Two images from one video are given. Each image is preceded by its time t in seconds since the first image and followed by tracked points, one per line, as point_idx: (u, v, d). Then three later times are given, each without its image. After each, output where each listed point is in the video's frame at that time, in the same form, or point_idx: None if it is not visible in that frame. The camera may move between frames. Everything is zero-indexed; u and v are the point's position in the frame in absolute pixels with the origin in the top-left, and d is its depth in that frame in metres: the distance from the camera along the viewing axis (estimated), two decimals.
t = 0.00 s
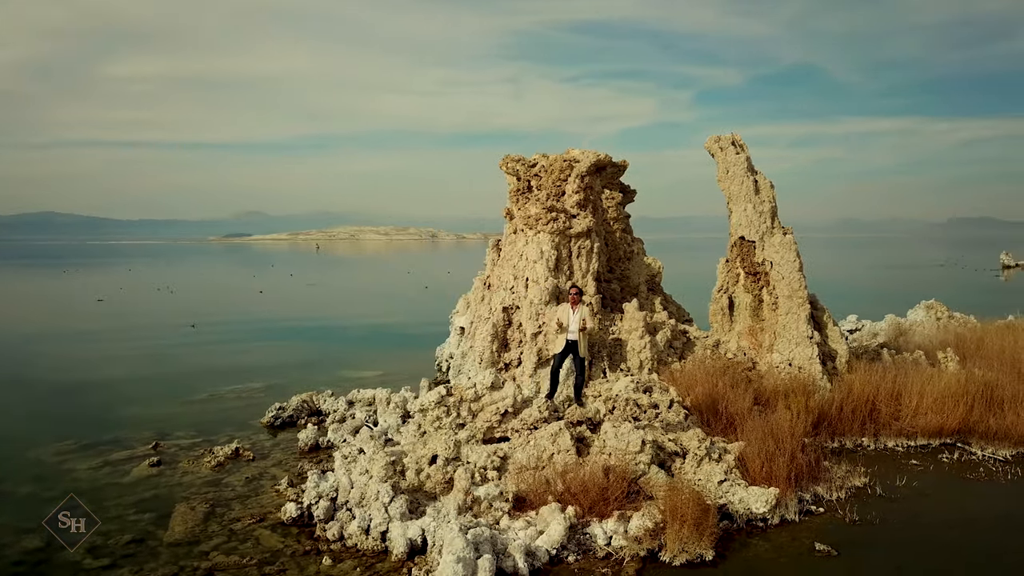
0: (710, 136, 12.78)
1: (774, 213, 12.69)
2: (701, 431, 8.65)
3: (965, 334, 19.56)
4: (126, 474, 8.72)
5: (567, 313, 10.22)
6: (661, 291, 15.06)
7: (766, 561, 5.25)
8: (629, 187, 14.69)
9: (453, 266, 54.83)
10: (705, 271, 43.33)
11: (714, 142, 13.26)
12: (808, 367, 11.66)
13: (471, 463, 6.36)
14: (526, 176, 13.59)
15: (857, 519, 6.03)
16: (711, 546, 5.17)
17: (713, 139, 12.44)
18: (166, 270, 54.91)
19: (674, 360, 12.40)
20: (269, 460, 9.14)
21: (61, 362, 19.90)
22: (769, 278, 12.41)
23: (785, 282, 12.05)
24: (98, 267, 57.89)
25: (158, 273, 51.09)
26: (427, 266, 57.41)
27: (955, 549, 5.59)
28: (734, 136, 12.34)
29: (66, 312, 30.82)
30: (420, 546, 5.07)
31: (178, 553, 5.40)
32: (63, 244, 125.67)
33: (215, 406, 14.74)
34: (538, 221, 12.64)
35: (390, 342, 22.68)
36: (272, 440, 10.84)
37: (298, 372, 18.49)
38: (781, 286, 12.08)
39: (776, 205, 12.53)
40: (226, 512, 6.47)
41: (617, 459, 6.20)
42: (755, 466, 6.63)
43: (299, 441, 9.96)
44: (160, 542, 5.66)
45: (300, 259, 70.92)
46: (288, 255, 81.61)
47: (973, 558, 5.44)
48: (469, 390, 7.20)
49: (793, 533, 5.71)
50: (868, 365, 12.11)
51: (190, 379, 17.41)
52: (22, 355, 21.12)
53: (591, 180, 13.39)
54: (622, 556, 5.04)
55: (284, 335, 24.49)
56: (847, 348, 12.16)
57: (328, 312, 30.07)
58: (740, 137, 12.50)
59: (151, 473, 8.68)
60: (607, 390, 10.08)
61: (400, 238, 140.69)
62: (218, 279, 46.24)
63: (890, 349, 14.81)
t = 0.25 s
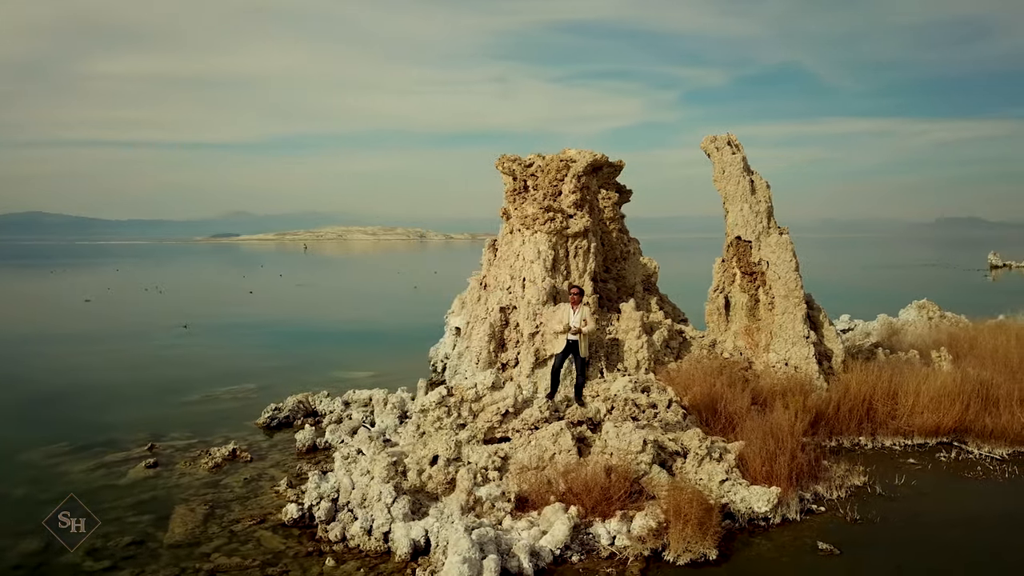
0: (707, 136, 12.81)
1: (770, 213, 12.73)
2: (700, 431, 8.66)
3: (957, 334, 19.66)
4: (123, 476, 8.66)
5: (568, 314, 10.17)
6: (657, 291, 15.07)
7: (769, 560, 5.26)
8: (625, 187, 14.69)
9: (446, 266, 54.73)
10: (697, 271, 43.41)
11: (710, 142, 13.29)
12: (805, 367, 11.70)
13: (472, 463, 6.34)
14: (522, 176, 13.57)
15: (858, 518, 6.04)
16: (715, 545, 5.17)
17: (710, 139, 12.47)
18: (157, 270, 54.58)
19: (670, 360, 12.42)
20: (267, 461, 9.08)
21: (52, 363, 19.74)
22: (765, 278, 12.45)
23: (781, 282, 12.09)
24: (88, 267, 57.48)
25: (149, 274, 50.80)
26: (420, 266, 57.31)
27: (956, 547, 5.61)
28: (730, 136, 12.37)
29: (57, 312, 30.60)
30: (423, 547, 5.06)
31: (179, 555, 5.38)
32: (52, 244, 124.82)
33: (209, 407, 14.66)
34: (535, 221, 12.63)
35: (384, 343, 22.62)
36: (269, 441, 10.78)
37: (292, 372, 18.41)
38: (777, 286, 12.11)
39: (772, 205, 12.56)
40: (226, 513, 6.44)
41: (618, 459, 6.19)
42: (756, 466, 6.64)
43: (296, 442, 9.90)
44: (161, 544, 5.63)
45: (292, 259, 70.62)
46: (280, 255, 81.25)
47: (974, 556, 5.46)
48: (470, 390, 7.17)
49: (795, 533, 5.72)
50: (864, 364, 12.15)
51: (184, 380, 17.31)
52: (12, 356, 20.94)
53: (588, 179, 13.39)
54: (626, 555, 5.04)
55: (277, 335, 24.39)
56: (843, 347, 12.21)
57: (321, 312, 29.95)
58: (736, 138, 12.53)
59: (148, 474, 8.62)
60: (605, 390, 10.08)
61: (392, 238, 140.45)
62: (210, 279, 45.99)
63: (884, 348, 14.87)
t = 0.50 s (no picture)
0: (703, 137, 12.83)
1: (766, 213, 12.76)
2: (698, 431, 8.66)
3: (950, 334, 19.76)
4: (119, 478, 8.58)
5: (567, 316, 10.00)
6: (652, 291, 15.09)
7: (773, 558, 5.26)
8: (621, 187, 14.69)
9: (439, 266, 54.63)
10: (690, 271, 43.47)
11: (705, 142, 13.32)
12: (801, 367, 11.72)
13: (473, 464, 6.33)
14: (518, 176, 13.56)
15: (859, 517, 6.06)
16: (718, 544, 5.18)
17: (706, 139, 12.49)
18: (148, 270, 54.24)
19: (667, 360, 12.45)
20: (264, 463, 9.03)
21: (44, 365, 19.59)
22: (761, 278, 12.49)
23: (777, 282, 12.11)
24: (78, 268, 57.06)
25: (140, 274, 50.50)
26: (412, 267, 57.21)
27: (957, 545, 5.64)
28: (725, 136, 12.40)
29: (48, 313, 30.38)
30: (427, 547, 5.05)
31: (180, 558, 5.35)
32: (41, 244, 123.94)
33: (204, 408, 14.58)
34: (532, 221, 12.63)
35: (378, 343, 22.55)
36: (265, 442, 10.71)
37: (286, 373, 18.33)
38: (773, 286, 12.14)
39: (768, 205, 12.60)
40: (226, 515, 6.40)
41: (619, 459, 6.19)
42: (756, 465, 6.66)
43: (293, 444, 9.85)
44: (160, 546, 5.60)
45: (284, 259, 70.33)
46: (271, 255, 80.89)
47: (976, 555, 5.49)
48: (471, 390, 7.14)
49: (797, 532, 5.73)
50: (859, 364, 12.20)
51: (177, 381, 17.20)
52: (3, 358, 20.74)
53: (584, 179, 13.38)
54: (630, 555, 5.05)
55: (271, 336, 24.28)
56: (838, 347, 12.25)
57: (314, 313, 29.84)
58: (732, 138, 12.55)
59: (145, 476, 8.56)
60: (603, 390, 10.06)
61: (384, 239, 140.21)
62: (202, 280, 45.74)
63: (879, 348, 14.94)
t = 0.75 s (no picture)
0: (698, 137, 12.85)
1: (762, 214, 12.80)
2: (696, 431, 8.67)
3: (943, 334, 19.86)
4: (115, 480, 8.52)
5: (568, 316, 9.86)
6: (648, 292, 15.11)
7: (777, 558, 5.26)
8: (617, 188, 14.69)
9: (433, 266, 54.53)
10: (684, 271, 43.55)
11: (701, 143, 13.34)
12: (797, 367, 11.76)
13: (474, 464, 6.33)
14: (514, 176, 13.55)
15: (860, 517, 6.08)
16: (721, 545, 5.19)
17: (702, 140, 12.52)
18: (140, 271, 53.95)
19: (663, 360, 12.47)
20: (262, 464, 8.98)
21: (35, 366, 19.43)
22: (757, 278, 12.52)
23: (773, 282, 12.14)
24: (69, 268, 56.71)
25: (130, 275, 50.19)
26: (405, 267, 57.11)
27: (958, 544, 5.67)
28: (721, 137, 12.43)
29: (38, 314, 30.15)
30: (430, 549, 5.04)
31: (180, 560, 5.33)
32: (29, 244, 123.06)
33: (199, 410, 14.50)
34: (529, 221, 12.62)
35: (372, 343, 22.50)
36: (261, 444, 10.66)
37: (280, 373, 18.26)
38: (769, 286, 12.17)
39: (764, 206, 12.63)
40: (226, 517, 6.37)
41: (621, 460, 6.18)
42: (756, 465, 6.68)
43: (290, 445, 9.80)
44: (161, 549, 5.57)
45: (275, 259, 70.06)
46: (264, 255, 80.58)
47: (977, 553, 5.52)
48: (471, 391, 7.12)
49: (799, 531, 5.74)
50: (855, 364, 12.25)
51: (171, 383, 17.10)
52: None
53: (580, 180, 13.38)
54: (633, 556, 5.05)
55: (264, 336, 24.19)
56: (834, 347, 12.29)
57: (307, 313, 29.74)
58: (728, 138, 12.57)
59: (141, 478, 8.50)
60: (602, 390, 10.05)
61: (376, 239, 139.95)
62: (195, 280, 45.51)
63: (873, 347, 15.02)
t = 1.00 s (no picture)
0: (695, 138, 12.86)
1: (759, 214, 12.82)
2: (696, 432, 8.67)
3: (937, 334, 19.96)
4: (113, 483, 8.46)
5: (569, 317, 9.82)
6: (645, 292, 15.12)
7: (781, 558, 5.27)
8: (614, 188, 14.69)
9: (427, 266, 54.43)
10: (678, 271, 43.60)
11: (698, 143, 13.35)
12: (795, 367, 11.79)
13: (477, 466, 6.32)
14: (511, 176, 13.54)
15: (862, 517, 6.10)
16: (726, 545, 5.20)
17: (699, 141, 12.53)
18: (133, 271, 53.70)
19: (661, 361, 12.49)
20: (261, 466, 8.95)
21: (27, 367, 19.28)
22: (755, 279, 12.54)
23: (771, 282, 12.16)
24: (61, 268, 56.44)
25: (122, 275, 49.94)
26: (398, 267, 57.03)
27: (959, 543, 5.70)
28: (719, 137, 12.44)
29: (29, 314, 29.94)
30: (435, 551, 5.03)
31: (182, 563, 5.32)
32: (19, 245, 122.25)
33: (195, 411, 14.44)
34: (527, 221, 12.62)
35: (367, 344, 22.45)
36: (259, 445, 10.61)
37: (276, 374, 18.20)
38: (766, 287, 12.19)
39: (761, 206, 12.65)
40: (227, 519, 6.34)
41: (624, 461, 6.18)
42: (758, 465, 6.70)
43: (288, 447, 9.75)
44: (162, 552, 5.56)
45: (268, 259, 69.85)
46: (254, 255, 80.20)
47: (978, 552, 5.55)
48: (473, 392, 7.10)
49: (802, 531, 5.76)
50: (851, 364, 12.29)
51: (165, 384, 17.00)
52: None
53: (578, 180, 13.37)
54: (639, 557, 5.06)
55: (258, 337, 24.09)
56: (831, 347, 12.33)
57: (301, 314, 29.67)
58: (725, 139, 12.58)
59: (139, 480, 8.45)
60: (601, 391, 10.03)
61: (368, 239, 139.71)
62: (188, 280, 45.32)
63: (868, 347, 15.08)
